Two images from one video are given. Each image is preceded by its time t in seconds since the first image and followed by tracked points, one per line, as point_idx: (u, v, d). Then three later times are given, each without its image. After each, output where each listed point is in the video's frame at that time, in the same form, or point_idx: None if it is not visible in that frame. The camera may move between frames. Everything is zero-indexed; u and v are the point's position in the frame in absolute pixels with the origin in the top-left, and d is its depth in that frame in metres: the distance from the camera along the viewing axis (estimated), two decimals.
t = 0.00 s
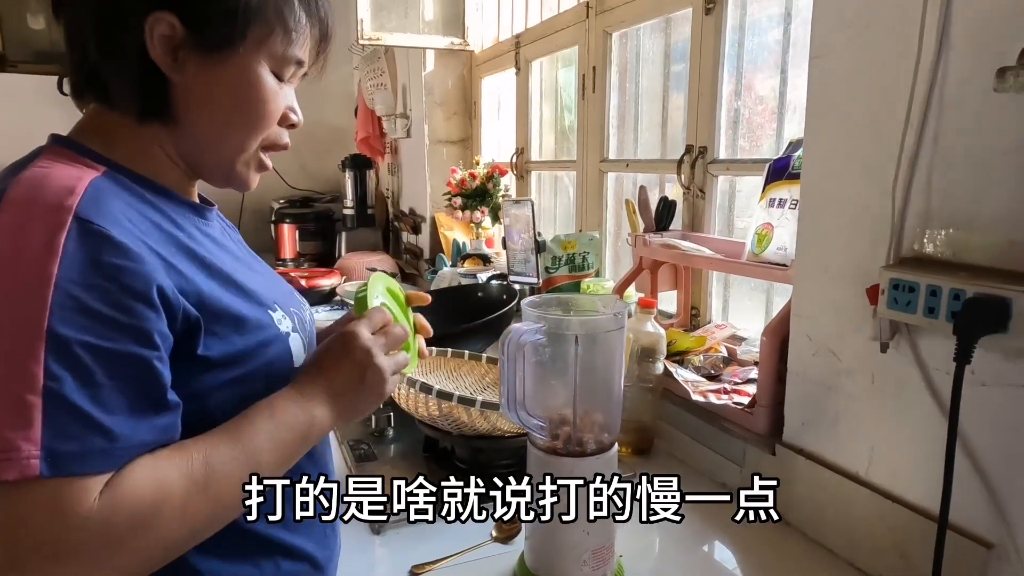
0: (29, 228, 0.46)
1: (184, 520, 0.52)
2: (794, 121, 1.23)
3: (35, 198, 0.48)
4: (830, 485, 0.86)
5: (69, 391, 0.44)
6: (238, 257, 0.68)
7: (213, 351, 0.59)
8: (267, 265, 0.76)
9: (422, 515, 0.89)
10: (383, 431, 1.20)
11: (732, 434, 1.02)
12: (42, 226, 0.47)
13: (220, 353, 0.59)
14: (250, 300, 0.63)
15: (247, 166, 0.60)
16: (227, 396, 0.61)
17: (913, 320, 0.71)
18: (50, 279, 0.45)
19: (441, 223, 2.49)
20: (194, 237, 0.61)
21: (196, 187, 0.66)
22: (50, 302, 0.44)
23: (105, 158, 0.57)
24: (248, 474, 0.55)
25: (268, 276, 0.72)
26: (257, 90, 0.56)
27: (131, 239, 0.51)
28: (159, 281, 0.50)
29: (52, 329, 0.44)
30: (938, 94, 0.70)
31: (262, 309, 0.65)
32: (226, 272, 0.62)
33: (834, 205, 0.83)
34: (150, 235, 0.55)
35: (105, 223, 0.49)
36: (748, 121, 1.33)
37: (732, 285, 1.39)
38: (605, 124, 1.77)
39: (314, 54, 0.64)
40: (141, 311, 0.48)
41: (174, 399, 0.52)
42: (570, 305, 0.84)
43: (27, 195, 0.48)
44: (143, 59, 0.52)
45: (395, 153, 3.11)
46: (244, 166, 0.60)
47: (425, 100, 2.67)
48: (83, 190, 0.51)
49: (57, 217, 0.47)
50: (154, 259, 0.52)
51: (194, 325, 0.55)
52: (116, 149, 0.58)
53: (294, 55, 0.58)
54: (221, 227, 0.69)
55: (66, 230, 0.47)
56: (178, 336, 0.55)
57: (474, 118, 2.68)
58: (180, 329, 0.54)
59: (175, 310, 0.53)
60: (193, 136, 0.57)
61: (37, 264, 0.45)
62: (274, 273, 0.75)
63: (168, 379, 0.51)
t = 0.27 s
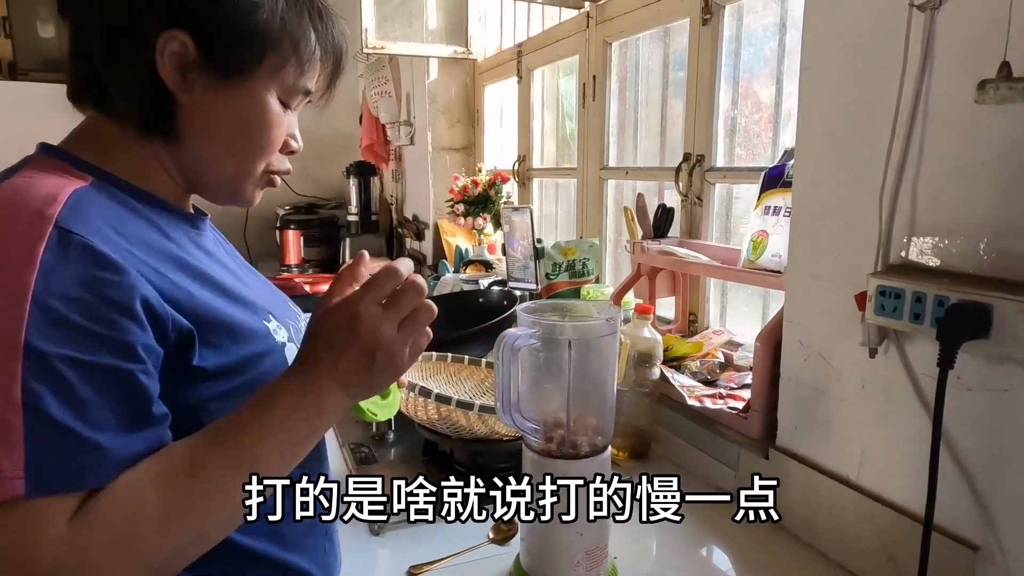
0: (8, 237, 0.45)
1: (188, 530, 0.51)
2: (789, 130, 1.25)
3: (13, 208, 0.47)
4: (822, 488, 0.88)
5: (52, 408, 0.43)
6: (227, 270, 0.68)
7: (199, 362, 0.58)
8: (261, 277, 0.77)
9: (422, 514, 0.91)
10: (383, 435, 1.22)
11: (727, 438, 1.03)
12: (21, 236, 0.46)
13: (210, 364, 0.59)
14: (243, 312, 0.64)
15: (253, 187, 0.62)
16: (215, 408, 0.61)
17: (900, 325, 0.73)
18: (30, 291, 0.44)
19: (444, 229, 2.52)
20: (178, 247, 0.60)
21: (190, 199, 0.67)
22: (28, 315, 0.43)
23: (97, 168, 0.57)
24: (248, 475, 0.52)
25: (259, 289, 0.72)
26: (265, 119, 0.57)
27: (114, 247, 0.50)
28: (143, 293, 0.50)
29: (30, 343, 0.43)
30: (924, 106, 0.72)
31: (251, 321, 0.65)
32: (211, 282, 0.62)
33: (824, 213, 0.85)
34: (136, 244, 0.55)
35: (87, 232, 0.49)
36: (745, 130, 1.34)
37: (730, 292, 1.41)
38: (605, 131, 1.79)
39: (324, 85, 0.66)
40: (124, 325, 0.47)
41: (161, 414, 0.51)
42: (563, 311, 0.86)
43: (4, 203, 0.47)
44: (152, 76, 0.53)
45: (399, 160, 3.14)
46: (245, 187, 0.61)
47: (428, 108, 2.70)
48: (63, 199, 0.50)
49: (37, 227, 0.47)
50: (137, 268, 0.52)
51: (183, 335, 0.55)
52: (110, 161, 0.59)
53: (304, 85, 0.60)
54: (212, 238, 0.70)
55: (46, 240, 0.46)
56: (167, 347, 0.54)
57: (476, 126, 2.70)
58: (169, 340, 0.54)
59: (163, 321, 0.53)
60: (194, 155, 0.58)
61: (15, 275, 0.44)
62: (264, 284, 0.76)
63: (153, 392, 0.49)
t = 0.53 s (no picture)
0: (24, 254, 0.47)
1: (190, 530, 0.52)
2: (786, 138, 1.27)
3: (28, 225, 0.48)
4: (816, 492, 0.89)
5: (72, 422, 0.45)
6: (234, 278, 0.70)
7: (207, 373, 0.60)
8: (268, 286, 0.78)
9: (422, 513, 0.92)
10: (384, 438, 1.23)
11: (723, 442, 1.04)
12: (37, 253, 0.47)
13: (217, 378, 0.61)
14: (249, 323, 0.65)
15: (250, 194, 0.63)
16: (221, 416, 0.62)
17: (890, 330, 0.74)
18: (49, 309, 0.45)
19: (447, 234, 2.54)
20: (184, 258, 0.62)
21: (191, 207, 0.68)
22: (47, 332, 0.45)
23: (99, 178, 0.58)
24: (249, 475, 0.55)
25: (265, 299, 0.74)
26: (265, 122, 0.59)
27: (125, 262, 0.52)
28: (156, 307, 0.51)
29: (49, 361, 0.44)
30: (913, 115, 0.73)
31: (259, 333, 0.66)
32: (218, 294, 0.63)
33: (818, 221, 0.86)
34: (143, 257, 0.56)
35: (97, 247, 0.50)
36: (743, 137, 1.36)
37: (728, 297, 1.42)
38: (606, 138, 1.81)
39: (323, 90, 0.67)
40: (140, 339, 0.49)
41: (176, 428, 0.53)
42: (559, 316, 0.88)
43: (18, 220, 0.48)
44: (152, 83, 0.54)
45: (402, 166, 3.16)
46: (244, 194, 0.63)
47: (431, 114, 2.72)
48: (73, 215, 0.51)
49: (52, 244, 0.48)
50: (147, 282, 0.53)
51: (191, 346, 0.57)
52: (111, 170, 0.59)
53: (304, 89, 0.62)
54: (215, 246, 0.71)
55: (62, 257, 0.47)
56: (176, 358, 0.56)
57: (479, 132, 2.73)
58: (178, 352, 0.56)
59: (173, 334, 0.54)
60: (195, 161, 0.59)
61: (32, 292, 0.45)
62: (269, 292, 0.77)
63: (169, 407, 0.52)
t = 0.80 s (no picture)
0: (34, 261, 0.48)
1: (188, 526, 0.54)
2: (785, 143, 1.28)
3: (38, 232, 0.50)
4: (813, 494, 0.89)
5: (78, 428, 0.47)
6: (243, 281, 0.71)
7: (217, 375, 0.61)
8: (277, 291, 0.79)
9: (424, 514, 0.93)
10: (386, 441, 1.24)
11: (722, 445, 1.05)
12: (47, 260, 0.49)
13: (229, 382, 0.62)
14: (260, 325, 0.67)
15: (261, 191, 0.64)
16: (229, 418, 0.63)
17: (885, 334, 0.75)
18: (58, 315, 0.47)
19: (449, 239, 2.55)
20: (194, 262, 0.63)
21: (200, 208, 0.69)
22: (56, 338, 0.46)
23: (108, 182, 0.59)
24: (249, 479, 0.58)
25: (276, 301, 0.75)
26: (266, 118, 0.59)
27: (135, 267, 0.53)
28: (165, 312, 0.53)
29: (58, 366, 0.46)
30: (907, 121, 0.74)
31: (270, 335, 0.68)
32: (230, 297, 0.64)
33: (814, 225, 0.87)
34: (156, 262, 0.57)
35: (109, 253, 0.52)
36: (743, 143, 1.37)
37: (728, 301, 1.43)
38: (607, 143, 1.82)
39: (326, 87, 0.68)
40: (148, 344, 0.51)
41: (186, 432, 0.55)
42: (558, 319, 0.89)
43: (28, 229, 0.50)
44: (156, 83, 0.55)
45: (405, 170, 3.18)
46: (251, 189, 0.63)
47: (435, 119, 2.74)
48: (83, 222, 0.52)
49: (61, 251, 0.49)
50: (158, 287, 0.55)
51: (201, 350, 0.58)
52: (119, 175, 0.60)
53: (307, 86, 0.62)
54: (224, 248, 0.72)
55: (69, 264, 0.49)
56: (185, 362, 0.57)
57: (482, 137, 2.74)
58: (188, 355, 0.57)
59: (182, 337, 0.55)
60: (201, 160, 0.60)
61: (42, 298, 0.47)
62: (277, 294, 0.78)
63: (178, 412, 0.54)
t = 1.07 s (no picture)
0: (87, 270, 0.48)
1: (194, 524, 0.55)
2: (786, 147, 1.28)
3: (92, 243, 0.49)
4: (813, 496, 0.90)
5: (147, 433, 0.47)
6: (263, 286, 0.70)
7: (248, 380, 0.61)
8: (289, 292, 0.78)
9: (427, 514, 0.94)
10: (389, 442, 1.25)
11: (723, 447, 1.06)
12: (99, 268, 0.48)
13: (258, 389, 0.62)
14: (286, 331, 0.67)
15: (272, 201, 0.64)
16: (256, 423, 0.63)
17: (883, 336, 0.75)
18: (116, 323, 0.47)
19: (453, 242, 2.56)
20: (221, 267, 0.62)
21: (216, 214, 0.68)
22: (118, 346, 0.46)
23: (133, 189, 0.58)
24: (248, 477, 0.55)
25: (292, 306, 0.75)
26: (291, 128, 0.59)
27: (177, 273, 0.53)
28: (210, 315, 0.53)
29: (126, 372, 0.46)
30: (905, 125, 0.75)
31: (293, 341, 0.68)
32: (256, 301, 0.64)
33: (814, 228, 0.88)
34: (191, 267, 0.57)
35: (153, 261, 0.51)
36: (745, 146, 1.38)
37: (730, 305, 1.43)
38: (609, 147, 1.83)
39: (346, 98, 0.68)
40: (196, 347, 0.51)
41: (233, 432, 0.56)
42: (560, 321, 0.90)
43: (72, 239, 0.48)
44: (183, 88, 0.55)
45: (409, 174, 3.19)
46: (268, 196, 0.63)
47: (438, 123, 2.75)
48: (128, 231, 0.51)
49: (110, 261, 0.49)
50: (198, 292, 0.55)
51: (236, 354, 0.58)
52: (140, 179, 0.59)
53: (329, 96, 0.63)
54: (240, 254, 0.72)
55: (121, 273, 0.48)
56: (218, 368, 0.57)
57: (485, 141, 2.76)
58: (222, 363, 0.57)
59: (221, 344, 0.55)
60: (224, 166, 0.60)
61: (100, 307, 0.46)
62: (293, 298, 0.78)
63: (226, 409, 0.54)
